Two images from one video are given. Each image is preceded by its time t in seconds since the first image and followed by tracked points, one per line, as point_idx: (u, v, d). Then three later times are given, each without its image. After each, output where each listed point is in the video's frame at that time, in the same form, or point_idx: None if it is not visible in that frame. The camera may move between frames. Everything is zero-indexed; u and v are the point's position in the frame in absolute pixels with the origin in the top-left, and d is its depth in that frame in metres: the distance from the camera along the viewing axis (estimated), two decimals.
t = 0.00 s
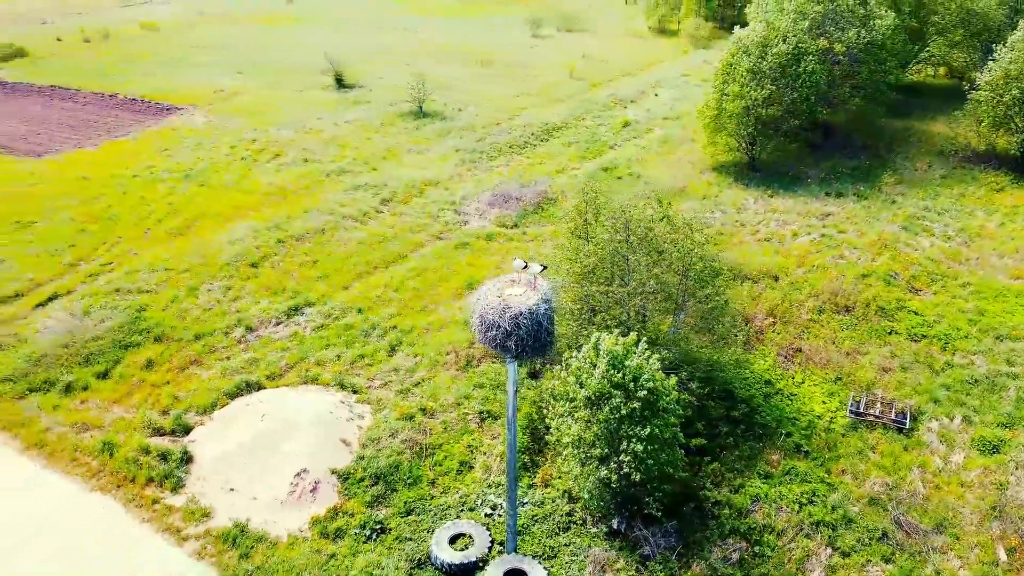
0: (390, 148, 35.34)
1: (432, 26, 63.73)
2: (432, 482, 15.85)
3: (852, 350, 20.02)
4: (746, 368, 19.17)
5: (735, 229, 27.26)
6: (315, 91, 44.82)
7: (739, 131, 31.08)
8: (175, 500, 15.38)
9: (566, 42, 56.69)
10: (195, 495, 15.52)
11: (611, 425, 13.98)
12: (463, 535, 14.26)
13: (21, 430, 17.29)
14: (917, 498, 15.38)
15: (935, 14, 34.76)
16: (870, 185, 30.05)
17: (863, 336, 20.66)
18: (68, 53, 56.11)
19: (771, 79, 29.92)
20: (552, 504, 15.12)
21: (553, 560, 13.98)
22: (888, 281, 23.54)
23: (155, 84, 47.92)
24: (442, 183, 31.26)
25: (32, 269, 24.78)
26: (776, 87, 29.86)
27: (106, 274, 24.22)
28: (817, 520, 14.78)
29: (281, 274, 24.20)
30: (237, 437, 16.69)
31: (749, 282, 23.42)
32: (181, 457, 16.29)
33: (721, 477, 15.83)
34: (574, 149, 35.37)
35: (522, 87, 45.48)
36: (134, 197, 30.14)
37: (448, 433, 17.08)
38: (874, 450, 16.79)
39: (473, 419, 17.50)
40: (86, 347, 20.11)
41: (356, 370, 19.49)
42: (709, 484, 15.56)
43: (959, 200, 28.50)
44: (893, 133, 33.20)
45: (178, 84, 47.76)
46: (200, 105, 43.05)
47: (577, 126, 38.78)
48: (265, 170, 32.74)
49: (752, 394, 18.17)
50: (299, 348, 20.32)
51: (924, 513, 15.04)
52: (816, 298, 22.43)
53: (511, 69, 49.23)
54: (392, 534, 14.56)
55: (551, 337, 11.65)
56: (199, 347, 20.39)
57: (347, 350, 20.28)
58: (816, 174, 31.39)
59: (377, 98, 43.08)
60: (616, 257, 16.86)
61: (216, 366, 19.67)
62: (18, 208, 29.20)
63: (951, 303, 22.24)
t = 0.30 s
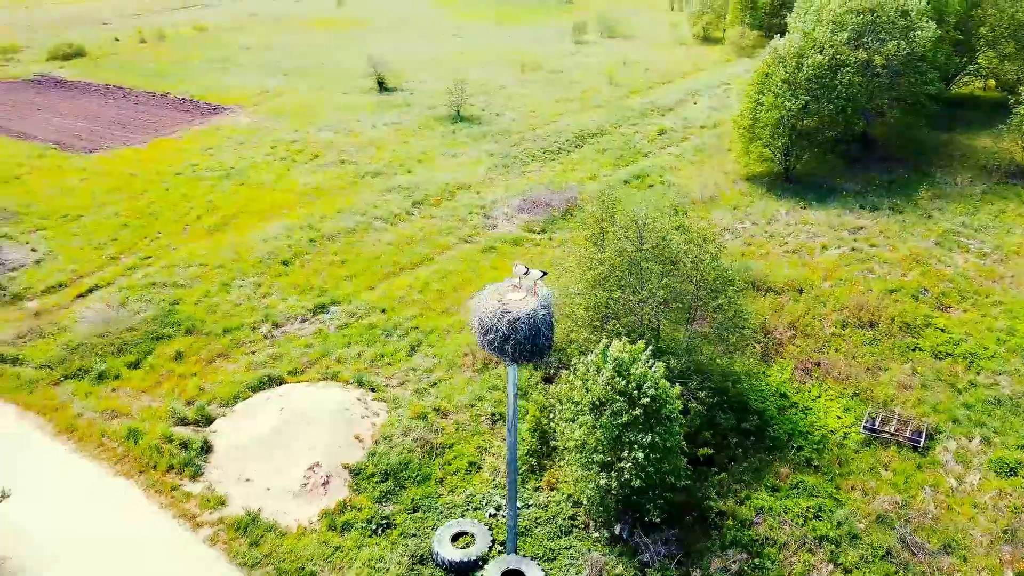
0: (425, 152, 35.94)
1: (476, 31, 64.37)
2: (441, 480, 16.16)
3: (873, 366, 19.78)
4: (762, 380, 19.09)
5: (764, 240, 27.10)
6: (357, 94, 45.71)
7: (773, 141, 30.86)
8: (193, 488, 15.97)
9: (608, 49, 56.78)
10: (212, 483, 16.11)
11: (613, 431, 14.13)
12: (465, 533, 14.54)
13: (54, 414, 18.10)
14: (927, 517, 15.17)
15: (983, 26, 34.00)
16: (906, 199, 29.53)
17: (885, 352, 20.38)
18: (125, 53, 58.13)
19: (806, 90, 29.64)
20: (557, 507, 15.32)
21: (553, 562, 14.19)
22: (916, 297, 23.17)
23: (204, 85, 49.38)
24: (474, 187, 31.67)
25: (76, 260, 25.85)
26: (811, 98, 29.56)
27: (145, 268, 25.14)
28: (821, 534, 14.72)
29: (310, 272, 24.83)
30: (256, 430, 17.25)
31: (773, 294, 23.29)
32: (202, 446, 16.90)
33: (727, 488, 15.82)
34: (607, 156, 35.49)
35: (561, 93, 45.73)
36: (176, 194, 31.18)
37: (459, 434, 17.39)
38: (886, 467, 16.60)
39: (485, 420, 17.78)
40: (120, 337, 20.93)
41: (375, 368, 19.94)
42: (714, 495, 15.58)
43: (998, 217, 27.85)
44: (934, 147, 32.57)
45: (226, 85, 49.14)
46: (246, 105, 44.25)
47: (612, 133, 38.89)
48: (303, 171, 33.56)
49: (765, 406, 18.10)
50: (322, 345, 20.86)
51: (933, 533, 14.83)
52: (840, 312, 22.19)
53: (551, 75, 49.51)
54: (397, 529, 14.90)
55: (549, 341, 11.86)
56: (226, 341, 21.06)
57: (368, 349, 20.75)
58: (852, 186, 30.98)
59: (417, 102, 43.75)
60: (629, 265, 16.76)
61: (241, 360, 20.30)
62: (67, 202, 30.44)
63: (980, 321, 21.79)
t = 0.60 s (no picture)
0: (461, 155, 36.45)
1: (521, 36, 64.80)
2: (448, 480, 16.44)
3: (893, 383, 19.49)
4: (777, 393, 18.95)
5: (793, 252, 26.87)
6: (399, 96, 46.48)
7: (808, 152, 30.52)
8: (210, 476, 16.55)
9: (652, 55, 56.67)
10: (228, 472, 16.64)
11: (614, 438, 14.15)
12: (467, 532, 14.79)
13: (85, 400, 18.90)
14: (935, 538, 14.92)
15: None
16: (944, 213, 28.91)
17: (908, 368, 20.05)
18: (179, 52, 59.94)
19: (843, 100, 29.25)
20: (560, 510, 15.47)
21: (551, 564, 14.37)
22: (946, 314, 22.71)
23: (252, 85, 50.67)
24: (506, 192, 32.04)
25: (118, 253, 26.85)
26: (847, 109, 29.16)
27: (181, 263, 26.00)
28: (822, 550, 14.63)
29: (339, 271, 25.44)
30: (273, 423, 17.77)
31: (797, 306, 23.07)
32: (221, 436, 17.47)
33: (733, 499, 15.78)
34: (641, 164, 35.49)
35: (600, 98, 45.83)
36: (217, 191, 32.15)
37: (471, 434, 17.67)
38: (898, 485, 16.35)
39: (497, 422, 18.02)
40: (152, 329, 21.72)
41: (394, 367, 20.37)
42: (718, 505, 15.55)
43: None
44: (976, 161, 31.83)
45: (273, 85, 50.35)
46: (291, 106, 45.33)
47: (649, 139, 38.87)
48: (340, 171, 34.31)
49: (778, 420, 17.96)
50: (344, 343, 21.37)
51: (940, 554, 14.58)
52: (864, 327, 21.88)
53: (592, 81, 49.59)
54: (401, 525, 15.22)
55: (547, 346, 12.00)
56: (253, 336, 21.68)
57: (388, 347, 21.19)
58: (889, 199, 30.47)
59: (457, 105, 44.29)
60: (638, 272, 16.63)
61: (266, 354, 20.90)
62: (113, 197, 31.62)
63: (1011, 341, 21.28)
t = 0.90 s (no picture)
0: (497, 158, 36.85)
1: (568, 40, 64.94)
2: (456, 479, 16.70)
3: (915, 401, 19.10)
4: (793, 407, 18.75)
5: (824, 265, 26.53)
6: (441, 99, 47.09)
7: (846, 163, 30.04)
8: (227, 464, 17.10)
9: (698, 61, 56.29)
10: (245, 462, 17.18)
11: (617, 444, 14.23)
12: (469, 530, 15.03)
13: (117, 387, 19.69)
14: (943, 561, 14.62)
15: None
16: (986, 229, 28.14)
17: (932, 387, 19.61)
18: (233, 52, 61.63)
19: (882, 111, 28.73)
20: (563, 514, 15.59)
21: (550, 567, 14.51)
22: (978, 333, 22.14)
23: (300, 85, 51.85)
24: (538, 196, 32.29)
25: (159, 246, 27.82)
26: (887, 120, 28.63)
27: (217, 257, 26.84)
28: (825, 567, 14.48)
29: (368, 269, 25.97)
30: (291, 416, 18.26)
31: (822, 319, 22.78)
32: (241, 427, 18.04)
33: (738, 511, 15.71)
34: (677, 171, 35.33)
35: (641, 104, 45.73)
36: (258, 188, 33.05)
37: (482, 435, 17.91)
38: (910, 505, 16.06)
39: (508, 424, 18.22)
40: (184, 320, 22.49)
41: (413, 366, 20.74)
42: (722, 516, 15.50)
43: None
44: None
45: (321, 85, 51.45)
46: (336, 106, 46.31)
47: (687, 146, 38.68)
48: (377, 172, 34.95)
49: (792, 433, 17.77)
50: (367, 340, 21.83)
51: None
52: (890, 343, 21.47)
53: (634, 87, 49.46)
54: (406, 521, 15.53)
55: (548, 348, 12.16)
56: (280, 330, 22.28)
57: (409, 346, 21.58)
58: (929, 213, 29.79)
59: (497, 109, 44.65)
60: (652, 280, 16.59)
61: (290, 349, 21.47)
62: (159, 191, 32.74)
63: None
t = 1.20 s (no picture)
0: (535, 162, 37.07)
1: (616, 45, 64.78)
2: (464, 478, 16.94)
3: (938, 421, 18.65)
4: (809, 422, 18.50)
5: (857, 279, 26.06)
6: (485, 102, 47.50)
7: (886, 175, 29.41)
8: (244, 455, 17.63)
9: (746, 68, 55.65)
10: (262, 453, 17.70)
11: (619, 452, 14.27)
12: (471, 530, 15.24)
13: (148, 375, 20.44)
14: None
15: None
16: None
17: (957, 408, 19.13)
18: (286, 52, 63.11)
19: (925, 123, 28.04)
20: (567, 519, 15.68)
21: (549, 571, 14.63)
22: (1013, 353, 21.48)
23: (348, 85, 52.84)
24: (572, 201, 32.41)
25: (199, 240, 28.73)
26: (929, 132, 27.95)
27: (253, 253, 27.60)
28: None
29: (397, 269, 26.42)
30: (309, 411, 18.78)
31: (849, 334, 22.40)
32: (260, 419, 18.60)
33: (744, 524, 15.60)
34: (715, 179, 35.05)
35: (684, 111, 45.45)
36: (298, 186, 33.85)
37: (493, 437, 18.11)
38: (923, 527, 15.73)
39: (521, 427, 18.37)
40: (216, 313, 23.19)
41: (433, 366, 21.03)
42: (727, 529, 15.40)
43: None
44: None
45: (368, 86, 52.35)
46: (380, 107, 47.10)
47: (727, 154, 38.31)
48: (415, 173, 35.44)
49: (806, 449, 17.55)
50: (390, 338, 22.22)
51: None
52: (918, 361, 20.98)
53: (679, 93, 49.14)
54: (412, 518, 15.82)
55: (546, 353, 12.33)
56: (307, 326, 22.82)
57: (430, 346, 21.89)
58: (972, 229, 29.00)
59: (539, 113, 44.85)
60: (664, 290, 16.54)
61: (315, 344, 21.98)
62: (204, 186, 33.79)
63: None
